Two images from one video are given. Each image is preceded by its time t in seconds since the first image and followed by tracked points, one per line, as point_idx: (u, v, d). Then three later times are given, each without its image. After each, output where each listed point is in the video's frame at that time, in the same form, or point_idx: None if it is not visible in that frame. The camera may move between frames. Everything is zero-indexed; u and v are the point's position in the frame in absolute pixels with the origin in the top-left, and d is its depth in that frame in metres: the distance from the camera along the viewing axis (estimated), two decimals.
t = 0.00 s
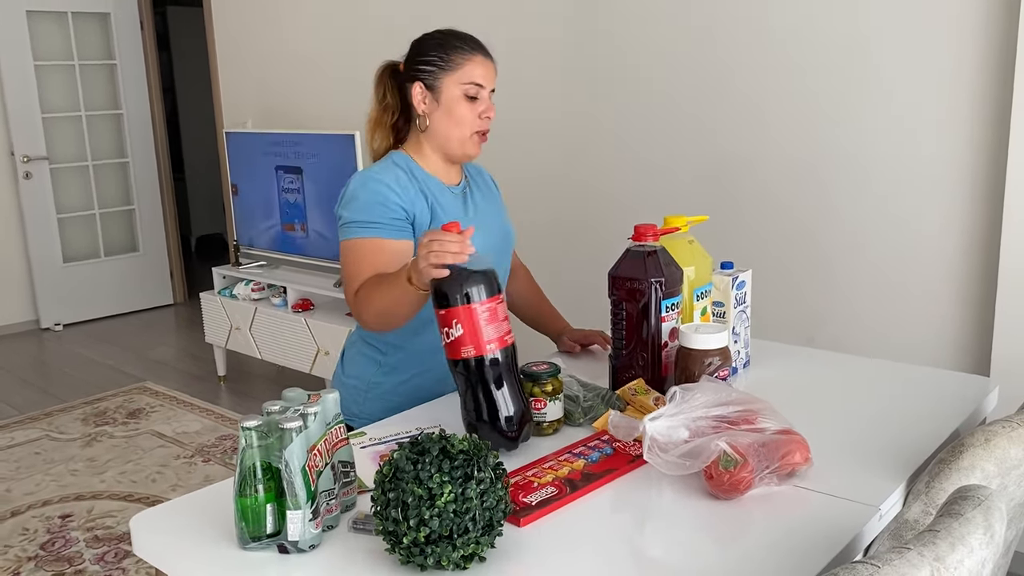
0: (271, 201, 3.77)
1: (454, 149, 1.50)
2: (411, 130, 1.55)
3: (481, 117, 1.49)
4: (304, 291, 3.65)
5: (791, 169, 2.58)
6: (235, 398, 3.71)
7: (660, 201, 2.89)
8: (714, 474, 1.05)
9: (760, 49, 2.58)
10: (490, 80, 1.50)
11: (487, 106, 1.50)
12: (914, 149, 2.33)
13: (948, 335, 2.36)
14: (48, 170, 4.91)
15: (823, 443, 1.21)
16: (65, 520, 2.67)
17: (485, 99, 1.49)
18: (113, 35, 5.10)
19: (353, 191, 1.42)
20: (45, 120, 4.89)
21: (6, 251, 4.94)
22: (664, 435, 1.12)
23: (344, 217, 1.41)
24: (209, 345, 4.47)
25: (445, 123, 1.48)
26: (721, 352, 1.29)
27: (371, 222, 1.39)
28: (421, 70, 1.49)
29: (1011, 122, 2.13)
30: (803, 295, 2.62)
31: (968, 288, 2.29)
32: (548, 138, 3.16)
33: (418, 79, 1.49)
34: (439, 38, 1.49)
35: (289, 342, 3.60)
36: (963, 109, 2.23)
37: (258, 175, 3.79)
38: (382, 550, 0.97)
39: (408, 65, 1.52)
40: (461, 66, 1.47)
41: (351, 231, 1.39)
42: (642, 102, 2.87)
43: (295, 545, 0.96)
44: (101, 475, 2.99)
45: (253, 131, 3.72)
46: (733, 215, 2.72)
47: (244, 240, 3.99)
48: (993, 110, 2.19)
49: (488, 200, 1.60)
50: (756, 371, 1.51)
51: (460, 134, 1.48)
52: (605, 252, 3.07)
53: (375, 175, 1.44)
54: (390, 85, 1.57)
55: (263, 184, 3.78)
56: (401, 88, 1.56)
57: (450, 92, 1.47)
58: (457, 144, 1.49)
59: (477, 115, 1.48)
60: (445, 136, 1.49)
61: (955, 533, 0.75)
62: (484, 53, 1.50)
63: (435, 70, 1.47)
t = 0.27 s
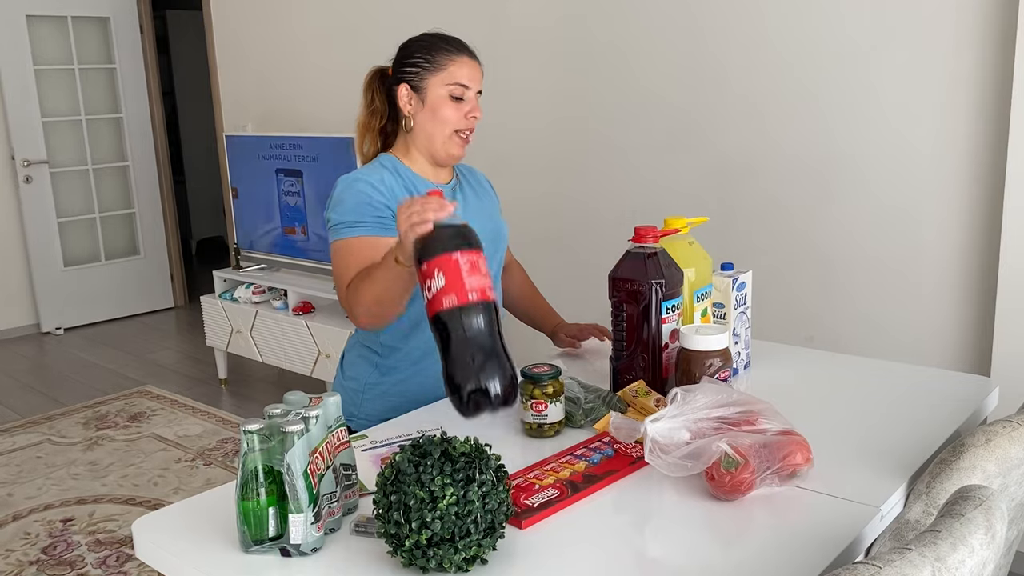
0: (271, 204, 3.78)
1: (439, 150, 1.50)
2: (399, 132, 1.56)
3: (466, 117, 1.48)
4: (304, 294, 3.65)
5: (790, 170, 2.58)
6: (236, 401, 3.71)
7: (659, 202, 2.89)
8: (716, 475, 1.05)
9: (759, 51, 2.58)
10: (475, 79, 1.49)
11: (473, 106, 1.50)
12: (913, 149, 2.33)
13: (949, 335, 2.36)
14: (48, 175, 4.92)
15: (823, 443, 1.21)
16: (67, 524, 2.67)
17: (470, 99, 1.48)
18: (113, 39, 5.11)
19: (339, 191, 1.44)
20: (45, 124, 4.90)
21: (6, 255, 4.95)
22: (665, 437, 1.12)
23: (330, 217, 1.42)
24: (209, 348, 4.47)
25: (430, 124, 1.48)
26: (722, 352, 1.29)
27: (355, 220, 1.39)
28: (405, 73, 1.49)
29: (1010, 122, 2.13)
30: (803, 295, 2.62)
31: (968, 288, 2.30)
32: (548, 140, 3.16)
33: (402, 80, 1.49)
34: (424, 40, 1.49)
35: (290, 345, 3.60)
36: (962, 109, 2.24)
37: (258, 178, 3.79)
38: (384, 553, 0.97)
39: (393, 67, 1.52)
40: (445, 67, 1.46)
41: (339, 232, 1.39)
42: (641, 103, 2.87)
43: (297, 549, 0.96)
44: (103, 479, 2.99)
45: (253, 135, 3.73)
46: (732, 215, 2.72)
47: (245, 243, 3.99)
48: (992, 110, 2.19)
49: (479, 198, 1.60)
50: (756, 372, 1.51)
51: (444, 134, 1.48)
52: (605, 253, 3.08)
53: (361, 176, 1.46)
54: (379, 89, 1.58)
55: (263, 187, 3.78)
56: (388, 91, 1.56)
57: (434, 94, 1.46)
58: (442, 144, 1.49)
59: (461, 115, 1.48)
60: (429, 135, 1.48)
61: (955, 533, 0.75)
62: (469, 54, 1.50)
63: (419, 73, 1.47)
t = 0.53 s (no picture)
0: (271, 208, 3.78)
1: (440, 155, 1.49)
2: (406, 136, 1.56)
3: (467, 125, 1.46)
4: (304, 298, 3.66)
5: (788, 171, 2.58)
6: (236, 405, 3.71)
7: (659, 205, 2.90)
8: (715, 477, 1.06)
9: (757, 54, 2.59)
10: (481, 89, 1.48)
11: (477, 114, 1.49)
12: (912, 151, 2.34)
13: (948, 336, 2.36)
14: (47, 180, 4.92)
15: (823, 445, 1.22)
16: (69, 529, 2.68)
17: (474, 108, 1.47)
18: (112, 44, 5.12)
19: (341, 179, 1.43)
20: (44, 129, 4.90)
21: (7, 260, 4.95)
22: (664, 439, 1.12)
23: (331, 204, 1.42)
24: (209, 352, 4.48)
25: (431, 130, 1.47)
26: (721, 355, 1.29)
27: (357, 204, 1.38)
28: (412, 80, 1.49)
29: (1008, 124, 2.13)
30: (802, 297, 2.63)
31: (967, 289, 2.30)
32: (547, 142, 3.17)
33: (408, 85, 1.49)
34: (431, 47, 1.49)
35: (290, 348, 3.60)
36: (960, 111, 2.24)
37: (258, 182, 3.80)
38: (386, 557, 0.97)
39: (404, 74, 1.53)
40: (448, 76, 1.46)
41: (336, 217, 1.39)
42: (640, 106, 2.88)
43: (299, 552, 0.96)
44: (104, 483, 2.99)
45: (252, 139, 3.74)
46: (731, 217, 2.73)
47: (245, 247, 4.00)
48: (989, 112, 2.20)
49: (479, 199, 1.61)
50: (756, 374, 1.52)
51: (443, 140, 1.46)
52: (604, 255, 3.08)
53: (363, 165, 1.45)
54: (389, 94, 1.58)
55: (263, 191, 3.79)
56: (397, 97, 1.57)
57: (437, 101, 1.46)
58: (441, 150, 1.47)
59: (462, 123, 1.46)
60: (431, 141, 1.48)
61: (954, 535, 0.76)
62: (475, 63, 1.49)
63: (423, 81, 1.47)
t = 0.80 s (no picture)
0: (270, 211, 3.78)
1: (441, 160, 1.50)
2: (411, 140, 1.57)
3: (467, 130, 1.48)
4: (304, 300, 3.66)
5: (787, 172, 2.58)
6: (236, 408, 3.71)
7: (657, 206, 2.90)
8: (713, 478, 1.06)
9: (754, 56, 2.59)
10: (481, 94, 1.48)
11: (477, 119, 1.49)
12: (909, 150, 2.34)
13: (947, 335, 2.36)
14: (47, 184, 4.92)
15: (822, 445, 1.22)
16: (69, 532, 2.68)
17: (473, 114, 1.48)
18: (111, 48, 5.12)
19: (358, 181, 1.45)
20: (44, 133, 4.91)
21: (6, 264, 4.95)
22: (663, 440, 1.13)
23: (346, 205, 1.42)
24: (209, 355, 4.48)
25: (432, 137, 1.48)
26: (719, 356, 1.29)
27: (374, 203, 1.40)
28: (411, 86, 1.49)
29: (1005, 124, 2.14)
30: (801, 297, 2.63)
31: (966, 288, 2.30)
32: (545, 144, 3.17)
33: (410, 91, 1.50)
34: (431, 53, 1.49)
35: (289, 351, 3.60)
36: (958, 111, 2.24)
37: (257, 185, 3.80)
38: (385, 559, 0.97)
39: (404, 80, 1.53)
40: (447, 83, 1.46)
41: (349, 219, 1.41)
42: (638, 107, 2.88)
43: (298, 555, 0.96)
44: (104, 487, 2.99)
45: (251, 142, 3.74)
46: (729, 217, 2.73)
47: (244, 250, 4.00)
48: (986, 111, 2.20)
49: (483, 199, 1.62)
50: (755, 374, 1.52)
51: (446, 146, 1.48)
52: (603, 257, 3.08)
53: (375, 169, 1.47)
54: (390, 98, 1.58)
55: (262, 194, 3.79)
56: (400, 100, 1.57)
57: (436, 108, 1.47)
58: (445, 156, 1.49)
59: (462, 129, 1.47)
60: (433, 148, 1.49)
61: (951, 534, 0.76)
62: (475, 68, 1.49)
63: (423, 88, 1.48)
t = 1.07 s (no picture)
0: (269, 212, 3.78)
1: (443, 159, 1.50)
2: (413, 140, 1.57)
3: (465, 128, 1.48)
4: (303, 301, 3.66)
5: (785, 170, 2.58)
6: (236, 409, 3.71)
7: (656, 204, 2.90)
8: (714, 475, 1.06)
9: (752, 54, 2.59)
10: (477, 90, 1.48)
11: (475, 115, 1.49)
12: (909, 148, 2.34)
13: (946, 333, 2.36)
14: (45, 185, 4.92)
15: (823, 443, 1.22)
16: (69, 534, 2.67)
17: (471, 109, 1.47)
18: (109, 50, 5.11)
19: (385, 182, 1.43)
20: (42, 135, 4.90)
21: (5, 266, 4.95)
22: (663, 438, 1.12)
23: (374, 207, 1.42)
24: (208, 357, 4.47)
25: (432, 136, 1.49)
26: (719, 353, 1.29)
27: (410, 207, 1.40)
28: (410, 86, 1.50)
29: (1003, 121, 2.14)
30: (801, 295, 2.63)
31: (965, 286, 2.30)
32: (544, 144, 3.17)
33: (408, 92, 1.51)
34: (426, 53, 1.50)
35: (289, 352, 3.60)
36: (956, 108, 2.24)
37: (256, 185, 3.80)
38: (385, 558, 0.97)
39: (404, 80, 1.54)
40: (443, 81, 1.46)
41: (391, 218, 1.39)
42: (637, 106, 2.88)
43: (299, 554, 0.96)
44: (104, 488, 2.99)
45: (249, 143, 3.74)
46: (728, 216, 2.73)
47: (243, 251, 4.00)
48: (985, 109, 2.20)
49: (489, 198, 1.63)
50: (755, 372, 1.52)
51: (446, 145, 1.48)
52: (602, 256, 3.08)
53: (393, 170, 1.46)
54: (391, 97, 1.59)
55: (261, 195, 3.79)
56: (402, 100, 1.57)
57: (434, 107, 1.47)
58: (445, 155, 1.49)
59: (461, 126, 1.47)
60: (433, 147, 1.49)
61: (953, 530, 0.76)
62: (470, 63, 1.48)
63: (420, 88, 1.48)
